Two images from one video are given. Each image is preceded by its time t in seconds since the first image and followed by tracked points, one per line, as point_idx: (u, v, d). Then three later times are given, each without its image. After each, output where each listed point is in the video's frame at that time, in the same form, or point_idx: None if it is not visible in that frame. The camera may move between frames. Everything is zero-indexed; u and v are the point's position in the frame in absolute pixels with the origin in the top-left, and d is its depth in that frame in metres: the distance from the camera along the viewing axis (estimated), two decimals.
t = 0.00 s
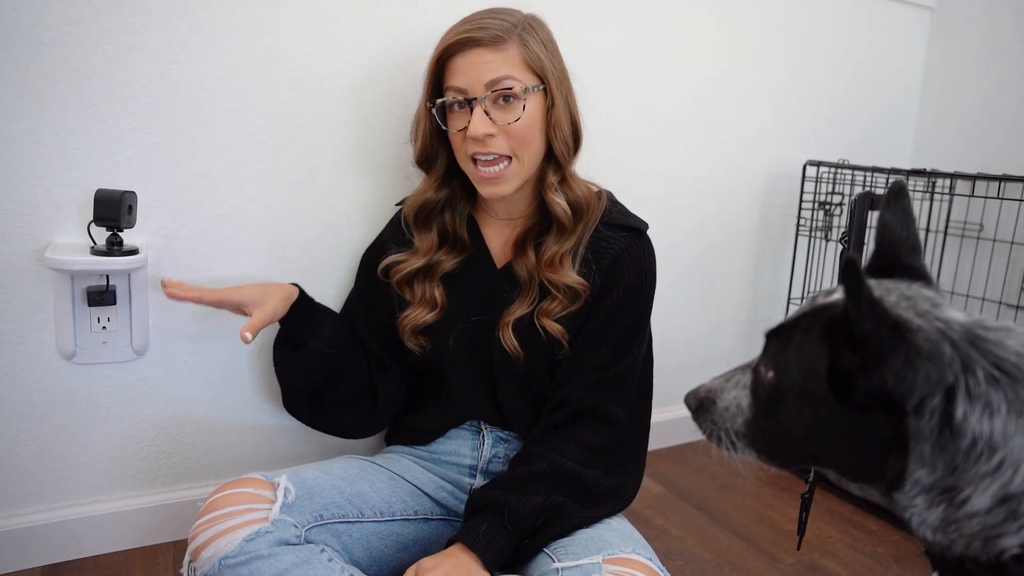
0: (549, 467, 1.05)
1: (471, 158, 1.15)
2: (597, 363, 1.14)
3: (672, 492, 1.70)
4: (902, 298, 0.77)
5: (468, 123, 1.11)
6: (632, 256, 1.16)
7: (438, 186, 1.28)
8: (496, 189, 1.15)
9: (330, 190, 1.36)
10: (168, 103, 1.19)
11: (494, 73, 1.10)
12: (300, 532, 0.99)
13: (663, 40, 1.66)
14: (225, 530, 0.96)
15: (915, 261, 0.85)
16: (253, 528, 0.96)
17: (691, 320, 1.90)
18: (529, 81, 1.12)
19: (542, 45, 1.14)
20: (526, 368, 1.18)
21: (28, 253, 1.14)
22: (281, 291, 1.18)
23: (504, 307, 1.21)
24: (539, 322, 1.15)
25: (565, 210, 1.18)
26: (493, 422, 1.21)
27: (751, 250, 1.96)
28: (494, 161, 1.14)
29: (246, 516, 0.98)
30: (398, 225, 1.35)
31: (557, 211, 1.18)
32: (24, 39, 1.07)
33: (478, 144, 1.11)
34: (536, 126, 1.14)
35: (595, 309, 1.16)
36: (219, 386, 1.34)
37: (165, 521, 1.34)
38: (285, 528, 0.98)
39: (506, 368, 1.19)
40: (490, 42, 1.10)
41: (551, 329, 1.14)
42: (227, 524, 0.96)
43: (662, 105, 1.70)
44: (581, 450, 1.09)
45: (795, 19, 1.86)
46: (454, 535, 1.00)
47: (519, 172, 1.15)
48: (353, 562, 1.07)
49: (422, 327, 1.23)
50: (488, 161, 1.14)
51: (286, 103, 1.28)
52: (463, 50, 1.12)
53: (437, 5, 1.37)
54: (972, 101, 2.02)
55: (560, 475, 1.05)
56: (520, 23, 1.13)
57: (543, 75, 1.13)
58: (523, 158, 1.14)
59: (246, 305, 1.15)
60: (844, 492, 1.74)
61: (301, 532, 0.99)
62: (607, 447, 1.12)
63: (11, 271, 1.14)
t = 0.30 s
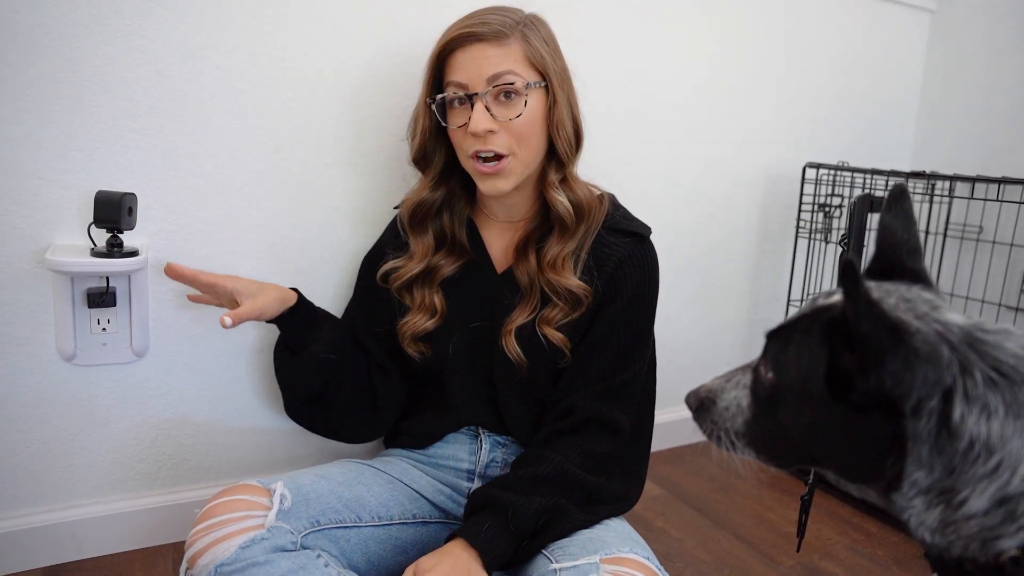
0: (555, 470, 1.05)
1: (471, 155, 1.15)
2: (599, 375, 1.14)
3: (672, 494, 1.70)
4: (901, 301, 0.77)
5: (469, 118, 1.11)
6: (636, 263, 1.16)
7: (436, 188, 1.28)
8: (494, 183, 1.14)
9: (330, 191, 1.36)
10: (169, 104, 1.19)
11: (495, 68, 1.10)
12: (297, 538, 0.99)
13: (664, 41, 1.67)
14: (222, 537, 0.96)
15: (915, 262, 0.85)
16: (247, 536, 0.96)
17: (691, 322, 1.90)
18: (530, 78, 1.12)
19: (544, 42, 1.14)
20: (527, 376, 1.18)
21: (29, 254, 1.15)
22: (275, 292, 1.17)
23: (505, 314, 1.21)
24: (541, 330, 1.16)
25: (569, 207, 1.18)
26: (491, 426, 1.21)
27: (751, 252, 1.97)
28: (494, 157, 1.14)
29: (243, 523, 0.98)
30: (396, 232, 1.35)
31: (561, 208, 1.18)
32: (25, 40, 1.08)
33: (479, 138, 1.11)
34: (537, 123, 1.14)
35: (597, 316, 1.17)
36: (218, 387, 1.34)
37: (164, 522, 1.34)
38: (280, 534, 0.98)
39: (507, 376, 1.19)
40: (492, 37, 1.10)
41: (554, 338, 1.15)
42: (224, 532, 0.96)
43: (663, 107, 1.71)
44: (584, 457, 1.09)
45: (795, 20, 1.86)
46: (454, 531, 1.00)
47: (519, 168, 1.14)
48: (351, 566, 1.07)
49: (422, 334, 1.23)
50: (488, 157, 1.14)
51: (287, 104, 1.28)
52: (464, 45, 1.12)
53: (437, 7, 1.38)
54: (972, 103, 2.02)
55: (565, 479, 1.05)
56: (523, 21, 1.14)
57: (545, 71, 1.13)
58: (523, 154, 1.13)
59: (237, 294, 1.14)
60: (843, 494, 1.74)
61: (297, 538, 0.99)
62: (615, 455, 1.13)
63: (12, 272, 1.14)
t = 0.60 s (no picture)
0: (557, 472, 1.06)
1: (479, 147, 1.15)
2: (609, 379, 1.14)
3: (671, 494, 1.70)
4: (899, 301, 0.77)
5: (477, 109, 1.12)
6: (645, 268, 1.17)
7: (451, 184, 1.29)
8: (501, 175, 1.13)
9: (330, 192, 1.36)
10: (168, 104, 1.19)
11: (504, 59, 1.10)
12: (297, 536, 0.99)
13: (663, 42, 1.67)
14: (222, 534, 0.96)
15: (914, 263, 0.85)
16: (247, 534, 0.96)
17: (690, 323, 1.90)
18: (540, 71, 1.12)
19: (555, 38, 1.14)
20: (534, 377, 1.18)
21: (28, 255, 1.15)
22: (261, 277, 1.16)
23: (513, 314, 1.21)
24: (550, 332, 1.15)
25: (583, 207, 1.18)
26: (491, 427, 1.21)
27: (750, 252, 1.97)
28: (501, 150, 1.13)
29: (244, 521, 0.98)
30: (406, 224, 1.35)
31: (575, 208, 1.18)
32: (24, 40, 1.07)
33: (486, 128, 1.11)
34: (546, 116, 1.13)
35: (607, 322, 1.17)
36: (218, 388, 1.34)
37: (164, 523, 1.34)
38: (281, 533, 0.98)
39: (512, 376, 1.19)
40: (502, 29, 1.11)
41: (562, 340, 1.14)
42: (224, 529, 0.96)
43: (662, 107, 1.71)
44: (586, 460, 1.09)
45: (794, 21, 1.86)
46: (456, 529, 1.00)
47: (528, 161, 1.14)
48: (351, 565, 1.07)
49: (429, 333, 1.23)
50: (496, 148, 1.14)
51: (286, 105, 1.28)
52: (476, 38, 1.13)
53: (436, 7, 1.38)
54: (971, 103, 2.02)
55: (567, 481, 1.06)
56: (536, 17, 1.14)
57: (555, 66, 1.13)
58: (532, 147, 1.13)
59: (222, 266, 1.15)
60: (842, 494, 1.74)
61: (298, 536, 0.99)
62: (619, 459, 1.13)
63: (10, 273, 1.14)
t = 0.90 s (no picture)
0: (556, 476, 1.06)
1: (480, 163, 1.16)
2: (608, 382, 1.14)
3: (670, 500, 1.70)
4: (896, 307, 0.77)
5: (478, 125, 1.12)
6: (643, 273, 1.17)
7: (451, 192, 1.29)
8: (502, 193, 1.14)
9: (329, 198, 1.36)
10: (167, 111, 1.19)
11: (505, 76, 1.10)
12: (298, 541, 0.99)
13: (661, 48, 1.67)
14: (221, 539, 0.96)
15: (911, 269, 0.85)
16: (248, 538, 0.96)
17: (689, 328, 1.90)
18: (541, 87, 1.12)
19: (556, 52, 1.14)
20: (533, 379, 1.18)
21: (27, 262, 1.15)
22: (241, 300, 1.18)
23: (513, 318, 1.21)
24: (549, 335, 1.15)
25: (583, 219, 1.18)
26: (490, 431, 1.21)
27: (748, 257, 1.97)
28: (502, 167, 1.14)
29: (244, 525, 0.98)
30: (406, 230, 1.35)
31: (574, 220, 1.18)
32: (22, 47, 1.08)
33: (487, 146, 1.11)
34: (546, 132, 1.13)
35: (605, 326, 1.17)
36: (217, 394, 1.34)
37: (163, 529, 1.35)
38: (281, 537, 0.98)
39: (512, 379, 1.19)
40: (504, 45, 1.11)
41: (561, 342, 1.14)
42: (223, 533, 0.96)
43: (660, 113, 1.71)
44: (586, 465, 1.09)
45: (791, 27, 1.87)
46: (457, 534, 1.00)
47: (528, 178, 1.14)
48: (350, 570, 1.06)
49: (429, 335, 1.23)
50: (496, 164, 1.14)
51: (285, 111, 1.28)
52: (476, 53, 1.13)
53: (435, 13, 1.38)
54: (968, 108, 2.03)
55: (566, 485, 1.06)
56: (536, 30, 1.14)
57: (556, 81, 1.13)
58: (532, 163, 1.14)
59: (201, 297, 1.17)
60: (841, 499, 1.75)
61: (298, 541, 0.99)
62: (617, 463, 1.13)
63: (10, 279, 1.14)
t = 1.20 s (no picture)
0: (559, 477, 1.06)
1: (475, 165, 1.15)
2: (610, 385, 1.15)
3: (672, 501, 1.70)
4: (900, 309, 0.77)
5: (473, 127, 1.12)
6: (645, 276, 1.17)
7: (449, 196, 1.28)
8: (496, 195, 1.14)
9: (331, 199, 1.36)
10: (169, 112, 1.19)
11: (501, 77, 1.10)
12: (301, 542, 0.99)
13: (663, 48, 1.67)
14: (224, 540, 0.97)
15: (912, 269, 0.85)
16: (252, 540, 0.97)
17: (692, 329, 1.90)
18: (537, 89, 1.12)
19: (555, 55, 1.14)
20: (534, 383, 1.19)
21: (30, 263, 1.15)
22: (260, 283, 1.18)
23: (514, 322, 1.21)
24: (549, 341, 1.15)
25: (578, 226, 1.17)
26: (493, 432, 1.21)
27: (750, 258, 1.97)
28: (497, 168, 1.13)
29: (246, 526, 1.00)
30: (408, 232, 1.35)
31: (570, 226, 1.18)
32: (24, 48, 1.08)
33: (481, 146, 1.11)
34: (542, 135, 1.13)
35: (607, 328, 1.17)
36: (221, 394, 1.34)
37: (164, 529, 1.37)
38: (284, 538, 0.98)
39: (514, 383, 1.19)
40: (500, 47, 1.11)
41: (561, 349, 1.14)
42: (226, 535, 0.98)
43: (662, 113, 1.71)
44: (589, 467, 1.09)
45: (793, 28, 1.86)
46: (459, 534, 1.00)
47: (522, 180, 1.14)
48: (353, 571, 1.06)
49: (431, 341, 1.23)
50: (491, 165, 1.14)
51: (287, 112, 1.28)
52: (474, 54, 1.13)
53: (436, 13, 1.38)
54: (970, 109, 2.02)
55: (569, 486, 1.05)
56: (535, 33, 1.14)
57: (553, 84, 1.13)
58: (527, 166, 1.13)
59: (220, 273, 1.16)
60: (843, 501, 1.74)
61: (301, 542, 0.99)
62: (619, 466, 1.13)
63: (13, 280, 1.14)
